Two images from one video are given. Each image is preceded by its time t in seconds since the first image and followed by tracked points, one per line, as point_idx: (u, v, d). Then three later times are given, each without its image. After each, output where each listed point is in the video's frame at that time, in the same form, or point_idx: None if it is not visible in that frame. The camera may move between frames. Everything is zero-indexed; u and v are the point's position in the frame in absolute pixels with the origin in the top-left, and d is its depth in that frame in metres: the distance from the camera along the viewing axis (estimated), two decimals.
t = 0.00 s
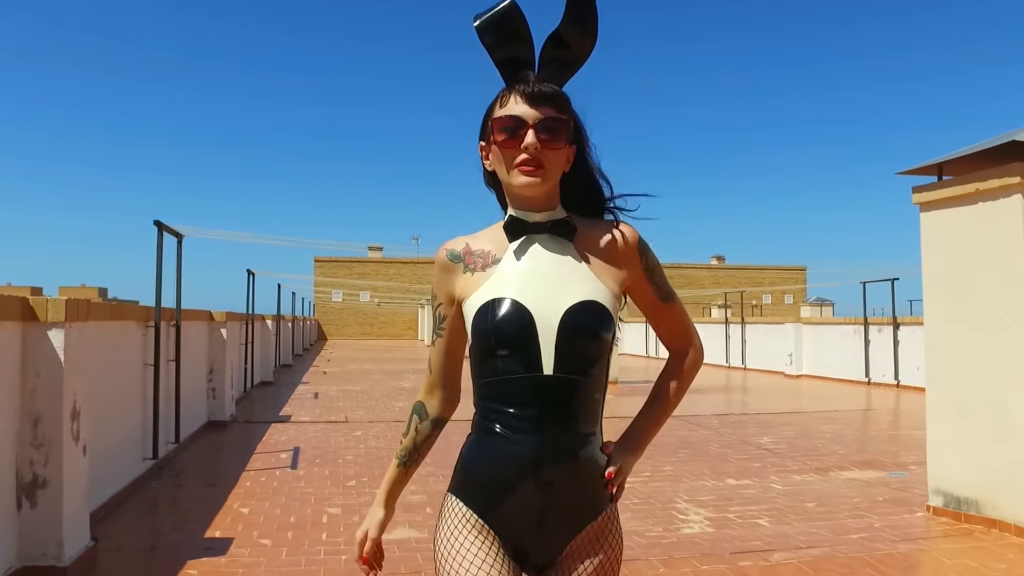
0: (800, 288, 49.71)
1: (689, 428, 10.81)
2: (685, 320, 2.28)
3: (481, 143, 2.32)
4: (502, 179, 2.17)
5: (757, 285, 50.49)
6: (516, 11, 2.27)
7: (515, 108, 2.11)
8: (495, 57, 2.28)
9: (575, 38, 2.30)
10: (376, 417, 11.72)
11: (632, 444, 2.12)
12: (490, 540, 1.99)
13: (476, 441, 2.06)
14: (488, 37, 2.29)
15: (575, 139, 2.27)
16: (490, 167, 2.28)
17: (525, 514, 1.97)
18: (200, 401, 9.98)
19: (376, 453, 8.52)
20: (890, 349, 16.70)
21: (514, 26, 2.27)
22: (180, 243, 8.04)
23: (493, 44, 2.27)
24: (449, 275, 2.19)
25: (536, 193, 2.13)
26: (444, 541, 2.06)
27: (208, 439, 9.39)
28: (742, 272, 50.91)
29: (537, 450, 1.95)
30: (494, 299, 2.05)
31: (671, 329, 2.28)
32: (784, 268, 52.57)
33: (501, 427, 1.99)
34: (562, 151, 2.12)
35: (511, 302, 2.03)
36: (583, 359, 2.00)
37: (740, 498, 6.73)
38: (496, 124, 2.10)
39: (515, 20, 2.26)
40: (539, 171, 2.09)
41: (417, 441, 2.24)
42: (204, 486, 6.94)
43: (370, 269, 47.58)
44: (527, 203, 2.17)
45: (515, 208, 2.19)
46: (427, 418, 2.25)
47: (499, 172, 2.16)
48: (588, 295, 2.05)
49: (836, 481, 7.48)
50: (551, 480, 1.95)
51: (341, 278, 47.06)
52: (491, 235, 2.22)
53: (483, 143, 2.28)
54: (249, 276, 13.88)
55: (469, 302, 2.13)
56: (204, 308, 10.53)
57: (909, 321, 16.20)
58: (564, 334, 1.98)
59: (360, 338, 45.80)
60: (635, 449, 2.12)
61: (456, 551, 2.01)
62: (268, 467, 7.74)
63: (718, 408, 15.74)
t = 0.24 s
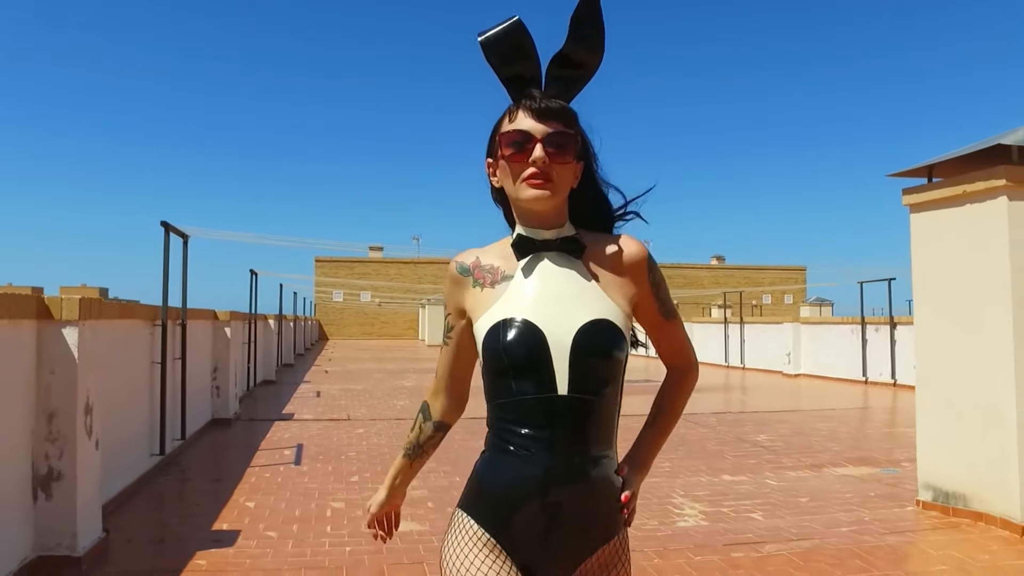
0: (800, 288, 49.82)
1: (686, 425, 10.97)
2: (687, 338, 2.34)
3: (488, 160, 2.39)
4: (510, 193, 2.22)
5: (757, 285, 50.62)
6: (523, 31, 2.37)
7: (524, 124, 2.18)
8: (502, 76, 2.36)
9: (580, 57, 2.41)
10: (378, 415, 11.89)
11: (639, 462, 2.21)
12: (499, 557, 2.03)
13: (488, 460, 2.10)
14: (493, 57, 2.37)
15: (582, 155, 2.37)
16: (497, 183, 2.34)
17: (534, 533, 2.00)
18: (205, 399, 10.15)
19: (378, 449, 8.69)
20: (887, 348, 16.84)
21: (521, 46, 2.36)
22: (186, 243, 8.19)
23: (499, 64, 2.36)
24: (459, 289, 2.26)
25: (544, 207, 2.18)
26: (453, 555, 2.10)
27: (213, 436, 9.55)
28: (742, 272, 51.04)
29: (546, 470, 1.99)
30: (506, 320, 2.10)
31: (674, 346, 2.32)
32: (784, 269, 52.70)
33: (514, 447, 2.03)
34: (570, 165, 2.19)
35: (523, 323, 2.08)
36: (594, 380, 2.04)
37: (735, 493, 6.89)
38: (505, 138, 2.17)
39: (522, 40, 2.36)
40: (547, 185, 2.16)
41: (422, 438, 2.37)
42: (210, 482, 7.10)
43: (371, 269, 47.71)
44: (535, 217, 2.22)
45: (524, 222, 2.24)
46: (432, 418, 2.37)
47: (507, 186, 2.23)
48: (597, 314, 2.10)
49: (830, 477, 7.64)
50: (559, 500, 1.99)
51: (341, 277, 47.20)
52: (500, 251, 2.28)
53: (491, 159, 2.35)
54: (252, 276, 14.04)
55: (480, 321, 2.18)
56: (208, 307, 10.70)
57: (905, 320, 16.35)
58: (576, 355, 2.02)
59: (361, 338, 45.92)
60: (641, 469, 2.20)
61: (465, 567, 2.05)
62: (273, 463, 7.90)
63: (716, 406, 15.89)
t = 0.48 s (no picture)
0: (799, 288, 49.96)
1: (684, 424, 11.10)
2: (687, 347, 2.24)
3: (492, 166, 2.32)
4: (513, 197, 2.14)
5: (757, 286, 50.77)
6: (530, 35, 2.29)
7: (528, 127, 2.10)
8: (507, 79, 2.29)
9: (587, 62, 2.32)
10: (379, 414, 12.02)
11: (654, 470, 2.09)
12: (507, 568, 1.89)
13: (499, 465, 1.98)
14: (500, 59, 2.30)
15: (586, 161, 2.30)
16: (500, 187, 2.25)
17: (544, 541, 1.87)
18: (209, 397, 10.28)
19: (380, 448, 8.80)
20: (884, 348, 16.98)
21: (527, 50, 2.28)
22: (191, 244, 8.32)
23: (506, 68, 2.29)
24: (465, 301, 2.17)
25: (548, 212, 2.10)
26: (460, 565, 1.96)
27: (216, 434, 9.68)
28: (742, 273, 51.19)
29: (559, 474, 1.86)
30: (516, 329, 1.99)
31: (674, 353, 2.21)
32: (784, 269, 52.83)
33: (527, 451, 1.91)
34: (575, 171, 2.10)
35: (533, 329, 1.97)
36: (610, 383, 1.93)
37: (731, 490, 7.01)
38: (508, 141, 2.08)
39: (528, 44, 2.28)
40: (551, 190, 2.07)
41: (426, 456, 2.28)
42: (215, 479, 7.21)
43: (371, 269, 47.87)
44: (539, 222, 2.14)
45: (527, 228, 2.17)
46: (436, 434, 2.27)
47: (510, 190, 2.14)
48: (610, 316, 2.00)
49: (825, 475, 7.75)
50: (572, 506, 1.87)
51: (342, 278, 47.37)
52: (505, 260, 2.19)
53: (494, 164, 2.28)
54: (254, 276, 14.19)
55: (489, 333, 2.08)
56: (211, 307, 10.83)
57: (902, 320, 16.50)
58: (590, 357, 1.91)
59: (362, 338, 46.05)
60: (659, 475, 2.09)
61: None
62: (276, 460, 8.01)
63: (715, 405, 16.03)
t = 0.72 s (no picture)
0: (799, 288, 50.10)
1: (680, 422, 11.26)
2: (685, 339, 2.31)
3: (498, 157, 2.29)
4: (519, 189, 2.13)
5: (756, 286, 50.93)
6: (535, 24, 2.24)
7: (534, 121, 2.08)
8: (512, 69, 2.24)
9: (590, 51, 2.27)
10: (380, 412, 12.18)
11: (650, 456, 2.17)
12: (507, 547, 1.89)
13: (500, 445, 1.98)
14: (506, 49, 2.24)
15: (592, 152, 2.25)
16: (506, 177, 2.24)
17: (544, 523, 1.89)
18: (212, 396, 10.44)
19: (381, 445, 8.95)
20: (880, 348, 17.15)
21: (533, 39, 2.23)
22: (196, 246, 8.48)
23: (512, 57, 2.23)
24: (471, 297, 2.11)
25: (554, 206, 2.10)
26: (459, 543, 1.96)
27: (219, 432, 9.83)
28: (741, 273, 51.35)
29: (563, 457, 1.88)
30: (522, 315, 1.98)
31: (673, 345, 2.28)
32: (783, 269, 52.97)
33: (530, 432, 1.91)
34: (581, 164, 2.09)
35: (539, 314, 1.97)
36: (615, 369, 1.95)
37: (724, 486, 7.16)
38: (515, 136, 2.07)
39: (533, 33, 2.23)
40: (557, 183, 2.07)
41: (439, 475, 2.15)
42: (219, 475, 7.36)
43: (372, 269, 48.04)
44: (545, 215, 2.13)
45: (532, 219, 2.15)
46: (448, 450, 2.16)
47: (517, 183, 2.13)
48: (617, 306, 2.01)
49: (817, 471, 7.90)
50: (573, 489, 1.89)
51: (343, 278, 47.56)
52: (510, 252, 2.14)
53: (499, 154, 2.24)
54: (257, 276, 14.35)
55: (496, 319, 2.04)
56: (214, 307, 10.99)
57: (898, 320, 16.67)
58: (598, 345, 1.93)
59: (363, 338, 46.22)
60: (653, 461, 2.16)
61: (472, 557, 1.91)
62: (278, 457, 8.16)
63: (712, 404, 16.18)
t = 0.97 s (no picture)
0: (798, 288, 50.23)
1: (677, 421, 11.42)
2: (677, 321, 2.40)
3: (499, 140, 2.30)
4: (520, 176, 2.15)
5: (756, 286, 51.07)
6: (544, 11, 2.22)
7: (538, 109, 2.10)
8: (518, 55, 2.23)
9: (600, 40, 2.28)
10: (381, 411, 12.35)
11: (647, 427, 2.28)
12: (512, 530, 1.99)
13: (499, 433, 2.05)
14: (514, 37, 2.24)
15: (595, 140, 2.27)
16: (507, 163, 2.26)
17: (545, 504, 1.97)
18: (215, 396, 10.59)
19: (381, 444, 9.10)
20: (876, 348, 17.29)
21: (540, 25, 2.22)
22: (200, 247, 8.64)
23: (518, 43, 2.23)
24: (473, 278, 2.14)
25: (553, 193, 2.13)
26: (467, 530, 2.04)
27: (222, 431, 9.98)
28: (741, 274, 51.50)
29: (560, 441, 1.95)
30: (520, 299, 2.03)
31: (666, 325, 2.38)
32: (783, 269, 53.10)
33: (527, 420, 1.98)
34: (582, 154, 2.11)
35: (535, 298, 2.02)
36: (609, 353, 2.01)
37: (718, 483, 7.31)
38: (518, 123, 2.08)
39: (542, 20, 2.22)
40: (558, 172, 2.09)
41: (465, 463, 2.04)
42: (222, 472, 7.50)
43: (373, 269, 48.21)
44: (545, 201, 2.17)
45: (532, 206, 2.19)
46: (469, 435, 2.06)
47: (518, 169, 2.15)
48: (612, 291, 2.08)
49: (810, 469, 8.05)
50: (572, 471, 1.96)
51: (344, 278, 47.74)
52: (510, 237, 2.18)
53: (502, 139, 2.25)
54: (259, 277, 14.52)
55: (493, 305, 2.10)
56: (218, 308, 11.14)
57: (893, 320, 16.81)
58: (592, 329, 2.00)
59: (364, 338, 46.38)
60: (650, 433, 2.27)
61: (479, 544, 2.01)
62: (280, 455, 8.31)
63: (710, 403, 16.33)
